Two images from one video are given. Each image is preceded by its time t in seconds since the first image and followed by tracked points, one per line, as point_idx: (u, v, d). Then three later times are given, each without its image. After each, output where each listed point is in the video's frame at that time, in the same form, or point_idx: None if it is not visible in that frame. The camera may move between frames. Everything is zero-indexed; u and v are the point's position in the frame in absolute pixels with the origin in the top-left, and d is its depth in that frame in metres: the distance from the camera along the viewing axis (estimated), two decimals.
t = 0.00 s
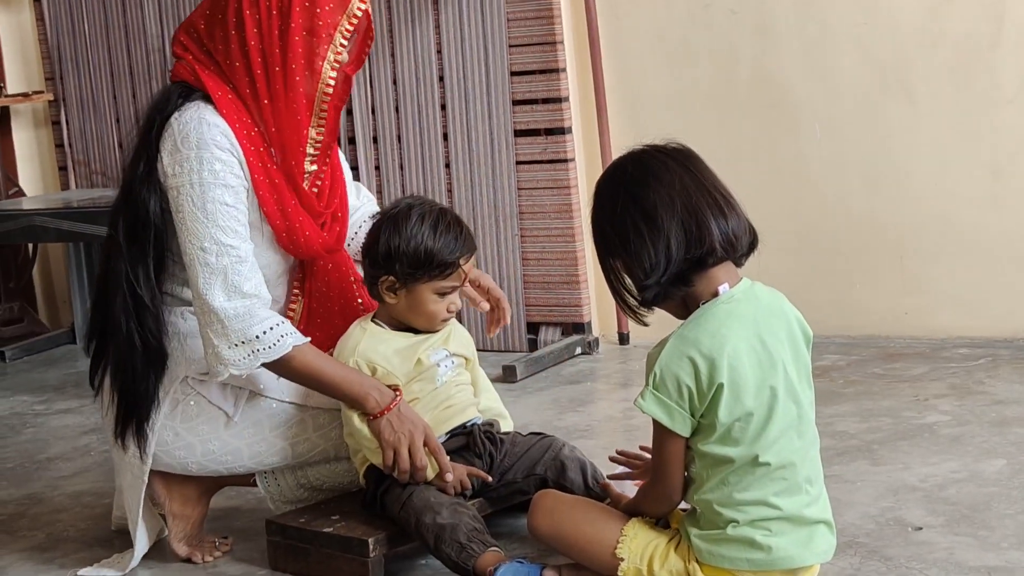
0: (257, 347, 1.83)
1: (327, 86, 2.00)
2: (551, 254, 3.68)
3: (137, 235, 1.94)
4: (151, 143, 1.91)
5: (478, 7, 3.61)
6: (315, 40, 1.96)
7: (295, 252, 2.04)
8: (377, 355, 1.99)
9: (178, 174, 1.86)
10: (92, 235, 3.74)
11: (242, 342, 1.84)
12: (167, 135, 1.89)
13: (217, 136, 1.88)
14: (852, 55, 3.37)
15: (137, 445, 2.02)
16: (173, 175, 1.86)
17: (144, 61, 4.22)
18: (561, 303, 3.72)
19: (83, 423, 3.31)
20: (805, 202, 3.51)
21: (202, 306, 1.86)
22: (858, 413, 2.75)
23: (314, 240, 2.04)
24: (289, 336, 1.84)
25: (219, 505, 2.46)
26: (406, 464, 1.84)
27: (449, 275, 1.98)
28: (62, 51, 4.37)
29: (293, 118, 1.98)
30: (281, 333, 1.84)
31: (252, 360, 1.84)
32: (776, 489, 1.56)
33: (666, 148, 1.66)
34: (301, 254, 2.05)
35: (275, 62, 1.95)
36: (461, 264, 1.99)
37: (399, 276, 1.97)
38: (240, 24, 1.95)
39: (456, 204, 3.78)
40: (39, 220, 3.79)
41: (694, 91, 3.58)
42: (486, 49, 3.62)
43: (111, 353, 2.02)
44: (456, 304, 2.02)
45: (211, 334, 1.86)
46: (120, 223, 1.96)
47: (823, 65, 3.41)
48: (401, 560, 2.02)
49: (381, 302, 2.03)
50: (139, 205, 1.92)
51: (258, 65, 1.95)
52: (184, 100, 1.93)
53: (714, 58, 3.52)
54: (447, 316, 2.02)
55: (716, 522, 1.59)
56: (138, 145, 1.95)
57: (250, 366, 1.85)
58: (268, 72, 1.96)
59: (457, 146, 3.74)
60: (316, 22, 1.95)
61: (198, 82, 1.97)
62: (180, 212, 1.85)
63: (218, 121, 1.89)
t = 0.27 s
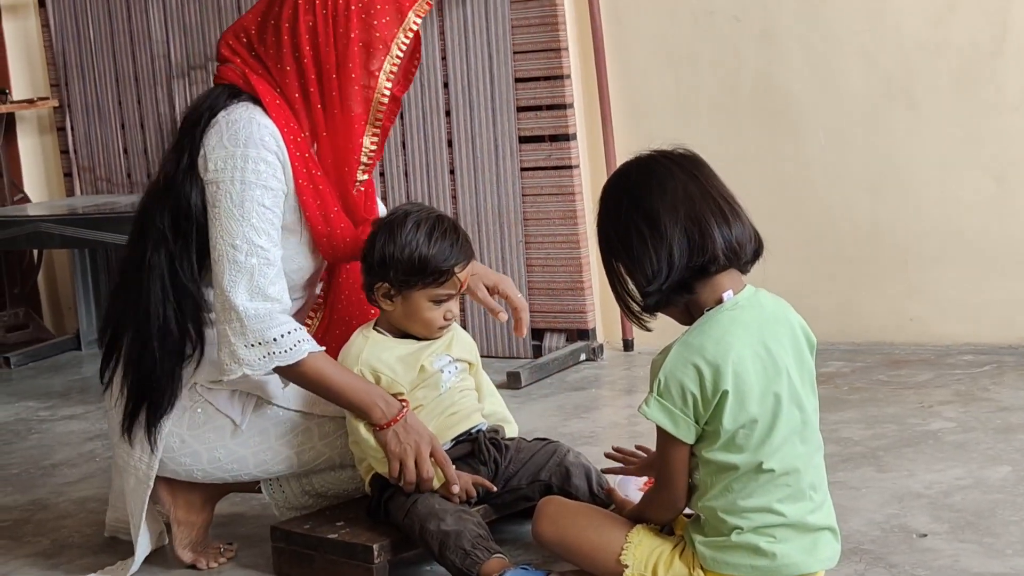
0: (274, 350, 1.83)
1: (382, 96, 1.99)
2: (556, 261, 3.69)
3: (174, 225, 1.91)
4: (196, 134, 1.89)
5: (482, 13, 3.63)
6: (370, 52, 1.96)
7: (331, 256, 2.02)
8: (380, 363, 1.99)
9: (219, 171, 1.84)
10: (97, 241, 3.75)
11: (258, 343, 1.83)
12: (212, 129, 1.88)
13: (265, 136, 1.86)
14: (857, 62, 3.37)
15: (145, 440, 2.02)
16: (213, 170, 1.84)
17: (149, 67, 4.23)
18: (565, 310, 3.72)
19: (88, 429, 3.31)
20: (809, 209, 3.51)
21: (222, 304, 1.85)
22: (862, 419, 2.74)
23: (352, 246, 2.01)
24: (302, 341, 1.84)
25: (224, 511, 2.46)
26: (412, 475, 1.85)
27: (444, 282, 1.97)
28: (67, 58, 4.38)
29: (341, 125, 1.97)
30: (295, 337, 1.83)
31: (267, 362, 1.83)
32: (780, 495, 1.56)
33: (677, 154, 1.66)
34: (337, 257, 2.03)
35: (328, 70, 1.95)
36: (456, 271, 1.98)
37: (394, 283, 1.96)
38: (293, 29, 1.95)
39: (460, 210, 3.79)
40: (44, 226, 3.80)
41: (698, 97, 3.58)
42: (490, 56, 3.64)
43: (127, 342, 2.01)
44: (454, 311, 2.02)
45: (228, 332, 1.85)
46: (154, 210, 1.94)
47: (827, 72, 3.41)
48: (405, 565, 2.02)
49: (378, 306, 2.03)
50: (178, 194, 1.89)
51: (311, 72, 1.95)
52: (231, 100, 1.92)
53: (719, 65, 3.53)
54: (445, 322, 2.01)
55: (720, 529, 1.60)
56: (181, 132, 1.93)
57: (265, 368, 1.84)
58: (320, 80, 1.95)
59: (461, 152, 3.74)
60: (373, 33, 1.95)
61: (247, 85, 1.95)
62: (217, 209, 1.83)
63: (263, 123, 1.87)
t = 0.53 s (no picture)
0: (281, 352, 1.81)
1: (408, 107, 2.02)
2: (558, 265, 3.68)
3: (194, 224, 1.90)
4: (221, 132, 1.88)
5: (485, 17, 3.63)
6: (397, 64, 1.99)
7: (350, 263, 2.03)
8: (382, 368, 1.99)
9: (240, 170, 1.82)
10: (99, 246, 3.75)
11: (265, 344, 1.82)
12: (236, 128, 1.87)
13: (287, 139, 1.85)
14: (860, 66, 3.37)
15: (155, 437, 2.01)
16: (234, 169, 1.83)
17: (151, 71, 4.24)
18: (568, 314, 3.72)
19: (89, 433, 3.31)
20: (811, 212, 3.51)
21: (232, 302, 1.83)
22: (864, 424, 2.74)
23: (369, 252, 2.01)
24: (312, 344, 1.83)
25: (225, 515, 2.46)
26: (414, 482, 1.85)
27: (443, 288, 1.98)
28: (69, 62, 4.39)
29: (367, 134, 1.98)
30: (304, 340, 1.82)
31: (273, 363, 1.82)
32: (782, 499, 1.56)
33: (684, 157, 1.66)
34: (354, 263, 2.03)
35: (356, 80, 1.97)
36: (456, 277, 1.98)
37: (393, 288, 1.97)
38: (321, 37, 1.98)
39: (462, 213, 3.79)
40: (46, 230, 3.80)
41: (701, 101, 3.58)
42: (493, 60, 3.64)
43: (143, 340, 2.01)
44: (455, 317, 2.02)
45: (235, 330, 1.84)
46: (174, 208, 1.93)
47: (830, 76, 3.41)
48: (407, 570, 2.02)
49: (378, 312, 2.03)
50: (200, 193, 1.88)
51: (339, 81, 1.96)
52: (257, 101, 1.91)
53: (722, 69, 3.53)
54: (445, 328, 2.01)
55: (722, 533, 1.60)
56: (205, 129, 1.92)
57: (271, 368, 1.82)
58: (347, 90, 1.97)
59: (464, 156, 3.74)
60: (401, 46, 1.99)
61: (273, 91, 1.95)
62: (235, 209, 1.82)
63: (286, 126, 1.86)
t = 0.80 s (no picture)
0: (283, 355, 1.81)
1: (411, 116, 2.03)
2: (559, 268, 3.68)
3: (196, 228, 1.90)
4: (226, 136, 1.89)
5: (485, 20, 3.63)
6: (401, 74, 2.00)
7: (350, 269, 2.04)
8: (383, 371, 1.98)
9: (244, 174, 1.83)
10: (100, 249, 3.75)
11: (267, 347, 1.82)
12: (241, 132, 1.87)
13: (291, 145, 1.85)
14: (861, 70, 3.37)
15: (156, 439, 2.01)
16: (237, 173, 1.83)
17: (152, 74, 4.24)
18: (568, 317, 3.72)
19: (90, 436, 3.31)
20: (812, 216, 3.51)
21: (234, 306, 1.83)
22: (865, 427, 2.74)
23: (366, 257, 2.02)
24: (314, 349, 1.83)
25: (226, 519, 2.46)
26: (414, 485, 1.86)
27: (442, 291, 1.97)
28: (70, 65, 4.39)
29: (369, 142, 1.99)
30: (306, 345, 1.82)
31: (275, 367, 1.82)
32: (783, 503, 1.56)
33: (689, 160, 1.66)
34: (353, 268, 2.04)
35: (361, 88, 1.97)
36: (456, 280, 1.98)
37: (392, 291, 1.96)
38: (327, 44, 1.98)
39: (463, 217, 3.79)
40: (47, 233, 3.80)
41: (702, 105, 3.58)
42: (494, 63, 3.64)
43: (144, 343, 2.01)
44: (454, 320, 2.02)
45: (236, 333, 1.84)
46: (178, 210, 1.93)
47: (830, 80, 3.41)
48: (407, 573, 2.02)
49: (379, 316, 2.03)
50: (203, 196, 1.89)
51: (343, 88, 1.97)
52: (260, 107, 1.92)
53: (723, 73, 3.53)
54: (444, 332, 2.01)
55: (723, 537, 1.60)
56: (210, 133, 1.93)
57: (272, 372, 1.82)
58: (352, 98, 1.98)
59: (465, 159, 3.74)
60: (407, 55, 2.00)
61: (279, 96, 1.95)
62: (238, 212, 1.82)
63: (291, 132, 1.86)
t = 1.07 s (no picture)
0: (284, 358, 1.81)
1: (407, 118, 2.03)
2: (559, 271, 3.68)
3: (196, 231, 1.91)
4: (225, 139, 1.89)
5: (486, 23, 3.64)
6: (397, 76, 2.00)
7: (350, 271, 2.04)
8: (386, 373, 1.99)
9: (243, 178, 1.83)
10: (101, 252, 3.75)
11: (268, 350, 1.82)
12: (240, 135, 1.87)
13: (290, 149, 1.85)
14: (862, 72, 3.37)
15: (156, 442, 2.01)
16: (236, 177, 1.83)
17: (153, 77, 4.24)
18: (569, 320, 3.72)
19: (91, 439, 3.31)
20: (812, 218, 3.51)
21: (235, 309, 1.83)
22: (865, 430, 2.74)
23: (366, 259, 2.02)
24: (314, 351, 1.83)
25: (227, 522, 2.46)
26: (416, 487, 1.85)
27: (449, 294, 1.97)
28: (71, 68, 4.39)
29: (366, 145, 1.99)
30: (306, 348, 1.82)
31: (276, 369, 1.82)
32: (784, 505, 1.56)
33: (700, 159, 1.65)
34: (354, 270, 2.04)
35: (358, 91, 1.97)
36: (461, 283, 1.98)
37: (398, 294, 1.96)
38: (324, 47, 1.98)
39: (464, 220, 3.80)
40: (48, 235, 3.81)
41: (703, 108, 3.59)
42: (495, 65, 3.65)
43: (144, 345, 2.01)
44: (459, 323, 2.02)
45: (238, 336, 1.84)
46: (177, 213, 1.93)
47: (831, 83, 3.41)
48: None
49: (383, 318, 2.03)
50: (202, 199, 1.89)
51: (340, 91, 1.97)
52: (259, 111, 1.92)
53: (724, 76, 3.53)
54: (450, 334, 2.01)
55: (724, 540, 1.60)
56: (210, 136, 1.93)
57: (273, 375, 1.82)
58: (349, 100, 1.98)
59: (465, 162, 3.75)
60: (403, 57, 2.00)
61: (277, 100, 1.95)
62: (237, 216, 1.82)
63: (289, 135, 1.87)
